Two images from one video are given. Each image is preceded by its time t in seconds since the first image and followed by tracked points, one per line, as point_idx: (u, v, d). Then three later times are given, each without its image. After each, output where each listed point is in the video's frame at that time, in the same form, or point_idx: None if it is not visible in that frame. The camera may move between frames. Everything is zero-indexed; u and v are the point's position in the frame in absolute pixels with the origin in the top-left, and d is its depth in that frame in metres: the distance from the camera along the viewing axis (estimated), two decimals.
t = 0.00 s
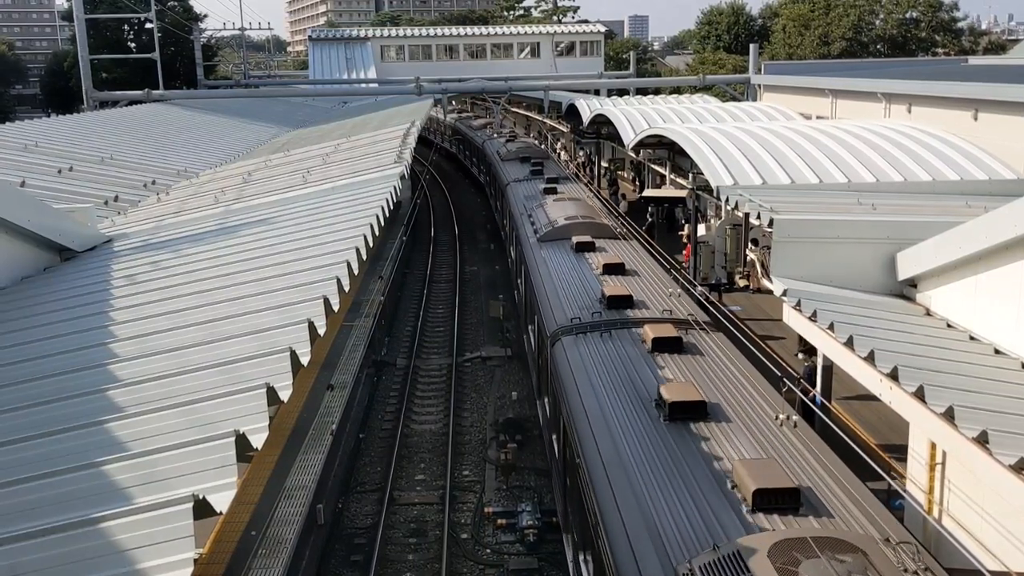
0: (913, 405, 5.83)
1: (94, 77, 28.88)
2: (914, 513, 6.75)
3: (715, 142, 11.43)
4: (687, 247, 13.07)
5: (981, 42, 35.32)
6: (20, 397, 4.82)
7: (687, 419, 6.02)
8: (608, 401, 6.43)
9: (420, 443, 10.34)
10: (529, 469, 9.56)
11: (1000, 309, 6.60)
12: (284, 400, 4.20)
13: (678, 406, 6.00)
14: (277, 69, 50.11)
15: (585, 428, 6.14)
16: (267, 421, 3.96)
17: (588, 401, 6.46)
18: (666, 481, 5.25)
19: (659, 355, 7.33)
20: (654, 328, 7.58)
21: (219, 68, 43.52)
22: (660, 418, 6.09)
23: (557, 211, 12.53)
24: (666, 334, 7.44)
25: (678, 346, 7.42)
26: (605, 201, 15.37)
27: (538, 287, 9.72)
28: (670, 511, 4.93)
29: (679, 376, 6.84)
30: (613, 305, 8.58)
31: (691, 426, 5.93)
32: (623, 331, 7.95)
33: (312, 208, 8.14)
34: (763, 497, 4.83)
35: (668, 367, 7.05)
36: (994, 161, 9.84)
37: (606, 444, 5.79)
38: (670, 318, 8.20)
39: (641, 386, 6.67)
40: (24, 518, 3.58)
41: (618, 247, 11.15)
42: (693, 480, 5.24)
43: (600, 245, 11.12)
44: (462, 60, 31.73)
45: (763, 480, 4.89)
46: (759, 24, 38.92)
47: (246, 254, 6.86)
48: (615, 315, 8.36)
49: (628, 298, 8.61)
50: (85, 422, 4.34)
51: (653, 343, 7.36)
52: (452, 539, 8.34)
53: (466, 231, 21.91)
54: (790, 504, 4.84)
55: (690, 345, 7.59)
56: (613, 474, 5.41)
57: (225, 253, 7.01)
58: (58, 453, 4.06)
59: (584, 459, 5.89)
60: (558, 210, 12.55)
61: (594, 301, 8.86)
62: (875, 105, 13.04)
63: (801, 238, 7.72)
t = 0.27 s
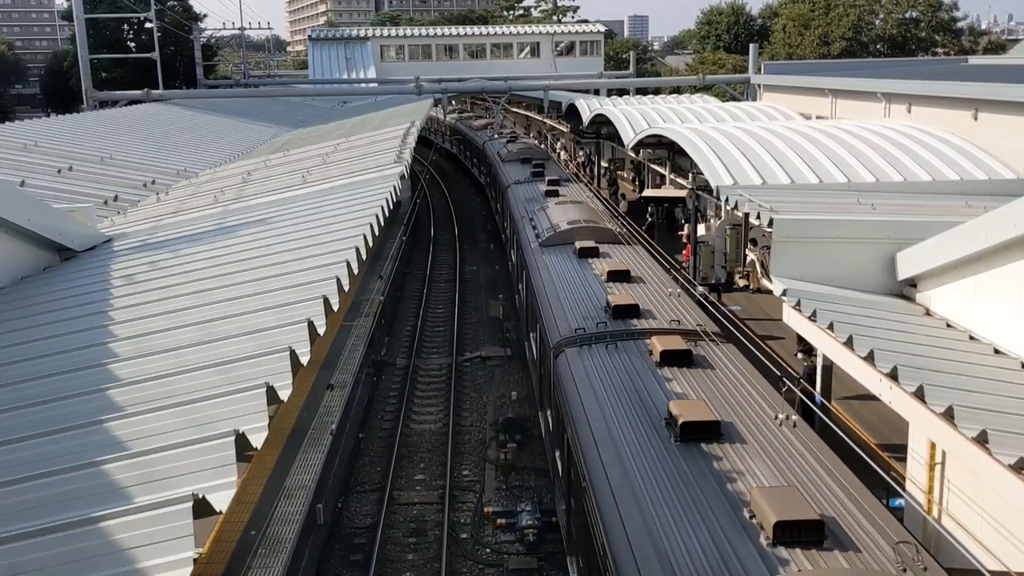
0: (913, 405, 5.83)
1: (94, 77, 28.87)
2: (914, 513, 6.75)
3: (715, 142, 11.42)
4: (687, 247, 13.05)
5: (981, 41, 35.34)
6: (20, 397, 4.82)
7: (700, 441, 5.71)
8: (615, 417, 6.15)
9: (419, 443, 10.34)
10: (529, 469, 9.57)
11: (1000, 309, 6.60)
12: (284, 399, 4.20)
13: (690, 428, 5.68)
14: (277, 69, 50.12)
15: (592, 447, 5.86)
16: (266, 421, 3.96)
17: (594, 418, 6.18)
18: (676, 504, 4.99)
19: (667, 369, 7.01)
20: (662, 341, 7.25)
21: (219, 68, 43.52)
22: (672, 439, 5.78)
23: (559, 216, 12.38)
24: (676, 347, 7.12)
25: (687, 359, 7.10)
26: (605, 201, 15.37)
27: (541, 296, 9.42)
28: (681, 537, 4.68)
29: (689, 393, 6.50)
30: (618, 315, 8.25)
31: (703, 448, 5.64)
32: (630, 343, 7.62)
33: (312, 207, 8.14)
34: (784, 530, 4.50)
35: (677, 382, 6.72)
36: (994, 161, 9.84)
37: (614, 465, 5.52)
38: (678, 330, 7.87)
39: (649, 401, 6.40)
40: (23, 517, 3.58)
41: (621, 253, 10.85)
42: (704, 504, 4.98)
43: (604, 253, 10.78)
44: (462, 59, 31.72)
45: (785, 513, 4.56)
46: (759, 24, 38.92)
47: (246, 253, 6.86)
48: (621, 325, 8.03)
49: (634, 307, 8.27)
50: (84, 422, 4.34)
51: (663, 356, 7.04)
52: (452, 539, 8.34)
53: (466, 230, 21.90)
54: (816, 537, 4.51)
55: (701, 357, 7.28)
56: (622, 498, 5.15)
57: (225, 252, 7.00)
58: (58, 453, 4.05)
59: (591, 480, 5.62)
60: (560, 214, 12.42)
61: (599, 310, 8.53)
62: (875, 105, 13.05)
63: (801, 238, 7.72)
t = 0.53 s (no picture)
0: (913, 407, 5.83)
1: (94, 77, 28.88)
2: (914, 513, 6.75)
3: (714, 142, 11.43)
4: (687, 247, 13.04)
5: (980, 42, 35.37)
6: (20, 397, 4.82)
7: (714, 464, 5.39)
8: (615, 419, 6.07)
9: (419, 443, 10.34)
10: (529, 469, 9.57)
11: (999, 309, 6.60)
12: (284, 399, 4.20)
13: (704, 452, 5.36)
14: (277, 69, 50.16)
15: (593, 456, 5.71)
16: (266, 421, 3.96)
17: (594, 421, 6.10)
18: (677, 509, 4.93)
19: (677, 384, 6.65)
20: (671, 354, 6.89)
21: (219, 68, 43.54)
22: (684, 463, 5.43)
23: (562, 221, 12.36)
24: (686, 361, 6.76)
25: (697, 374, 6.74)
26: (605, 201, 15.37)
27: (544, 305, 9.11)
28: (683, 541, 4.62)
29: (701, 412, 6.15)
30: (624, 325, 7.90)
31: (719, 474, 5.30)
32: (636, 356, 7.27)
33: (312, 207, 8.15)
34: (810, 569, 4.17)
35: (684, 393, 6.50)
36: (993, 162, 9.84)
37: (613, 467, 5.45)
38: (687, 341, 7.53)
39: (650, 403, 6.32)
40: (23, 517, 3.58)
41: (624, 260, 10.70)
42: (706, 508, 4.92)
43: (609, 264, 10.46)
44: (462, 60, 31.73)
45: (811, 550, 4.21)
46: (759, 25, 38.94)
47: (246, 253, 6.86)
48: (627, 337, 7.67)
49: (641, 317, 7.93)
50: (84, 422, 4.34)
51: (672, 370, 6.69)
52: (451, 539, 8.34)
53: (466, 231, 21.90)
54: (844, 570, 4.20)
55: (710, 370, 6.95)
56: (621, 502, 5.08)
57: (225, 253, 7.01)
58: (57, 453, 4.06)
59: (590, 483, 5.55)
60: (562, 219, 12.41)
61: (604, 320, 8.18)
62: (875, 106, 13.05)
63: (801, 239, 7.72)
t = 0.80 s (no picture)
0: (914, 408, 5.83)
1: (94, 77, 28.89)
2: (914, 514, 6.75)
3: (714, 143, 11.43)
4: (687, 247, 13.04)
5: (980, 44, 35.38)
6: (21, 396, 4.83)
7: (729, 491, 5.13)
8: (616, 424, 6.08)
9: (419, 444, 10.35)
10: (528, 470, 9.58)
11: (999, 310, 6.60)
12: (284, 399, 4.20)
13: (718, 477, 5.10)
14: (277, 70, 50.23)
15: (594, 462, 5.70)
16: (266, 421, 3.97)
17: (595, 424, 6.12)
18: (677, 513, 4.96)
19: (688, 403, 6.39)
20: (681, 370, 6.63)
21: (219, 68, 43.58)
22: (698, 490, 5.17)
23: (564, 226, 12.33)
24: (696, 377, 6.50)
25: (709, 392, 6.49)
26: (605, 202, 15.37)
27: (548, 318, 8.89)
28: (682, 543, 4.66)
29: (714, 434, 5.88)
30: (631, 338, 7.71)
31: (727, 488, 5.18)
32: (645, 372, 7.03)
33: (312, 208, 8.15)
34: None
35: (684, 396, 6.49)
36: (993, 163, 9.85)
37: (614, 470, 5.48)
38: (698, 355, 7.32)
39: (652, 407, 6.33)
40: (23, 517, 3.59)
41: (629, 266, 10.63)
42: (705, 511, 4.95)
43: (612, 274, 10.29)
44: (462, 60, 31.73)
45: None
46: (759, 26, 38.94)
47: (246, 254, 6.87)
48: (634, 349, 7.48)
49: (648, 329, 7.75)
50: (85, 422, 4.35)
51: (683, 388, 6.42)
52: (451, 540, 8.35)
53: (466, 231, 21.91)
54: None
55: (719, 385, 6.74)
56: (622, 504, 5.11)
57: (225, 253, 7.01)
58: (58, 453, 4.06)
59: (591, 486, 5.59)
60: (564, 224, 12.40)
61: (609, 332, 7.99)
62: (875, 107, 13.06)
63: (801, 240, 7.73)
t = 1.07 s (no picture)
0: (914, 408, 5.83)
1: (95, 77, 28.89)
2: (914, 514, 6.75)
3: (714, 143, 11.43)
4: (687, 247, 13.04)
5: (980, 44, 35.39)
6: (21, 396, 4.83)
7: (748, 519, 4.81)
8: (617, 427, 6.05)
9: (419, 444, 10.35)
10: (528, 470, 9.57)
11: (999, 311, 6.60)
12: (285, 400, 4.21)
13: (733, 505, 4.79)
14: (278, 70, 50.32)
15: (594, 463, 5.69)
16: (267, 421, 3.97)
17: (596, 427, 6.11)
18: (678, 514, 4.94)
19: (700, 421, 6.12)
20: (692, 388, 6.36)
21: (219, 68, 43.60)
22: (715, 519, 4.87)
23: (566, 230, 12.29)
24: (709, 395, 6.24)
25: (722, 409, 6.22)
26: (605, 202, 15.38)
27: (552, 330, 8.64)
28: (682, 544, 4.64)
29: (729, 454, 5.60)
30: (638, 351, 7.56)
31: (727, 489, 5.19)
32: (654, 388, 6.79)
33: (313, 208, 8.16)
34: None
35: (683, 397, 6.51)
36: (993, 163, 9.84)
37: (614, 471, 5.46)
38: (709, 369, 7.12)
39: (655, 414, 6.28)
40: (24, 517, 3.59)
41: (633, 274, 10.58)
42: (705, 513, 4.94)
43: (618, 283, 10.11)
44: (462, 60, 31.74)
45: None
46: (759, 26, 38.95)
47: (246, 254, 6.87)
48: (643, 363, 7.30)
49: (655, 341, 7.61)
50: (85, 422, 4.35)
51: (694, 406, 6.16)
52: (451, 540, 8.35)
53: (466, 231, 21.91)
54: None
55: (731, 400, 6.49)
56: (622, 505, 5.08)
57: (226, 253, 7.01)
58: (59, 453, 4.06)
59: (590, 487, 5.55)
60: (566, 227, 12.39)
61: (615, 344, 7.89)
62: (875, 107, 13.06)
63: (801, 240, 7.72)
